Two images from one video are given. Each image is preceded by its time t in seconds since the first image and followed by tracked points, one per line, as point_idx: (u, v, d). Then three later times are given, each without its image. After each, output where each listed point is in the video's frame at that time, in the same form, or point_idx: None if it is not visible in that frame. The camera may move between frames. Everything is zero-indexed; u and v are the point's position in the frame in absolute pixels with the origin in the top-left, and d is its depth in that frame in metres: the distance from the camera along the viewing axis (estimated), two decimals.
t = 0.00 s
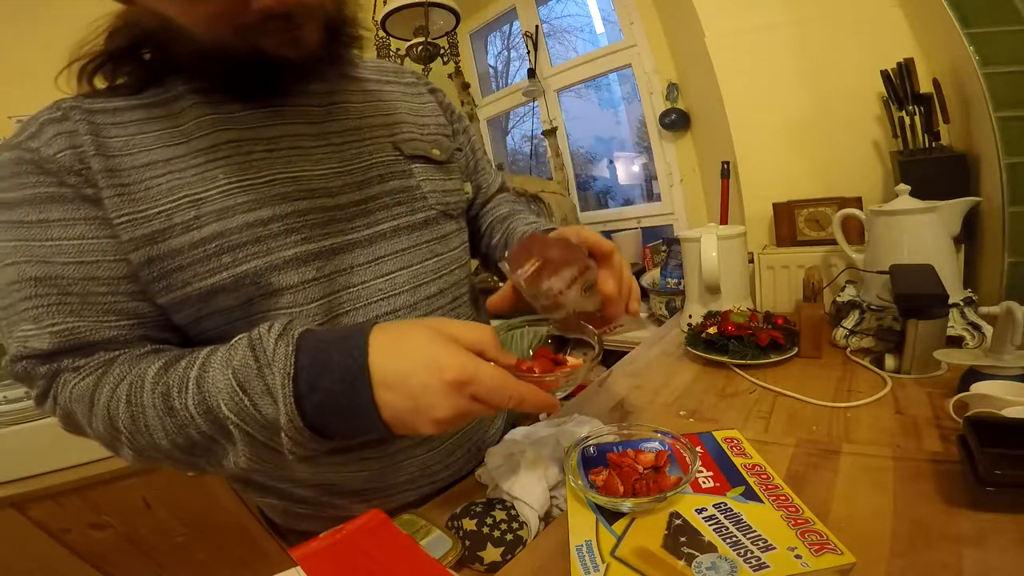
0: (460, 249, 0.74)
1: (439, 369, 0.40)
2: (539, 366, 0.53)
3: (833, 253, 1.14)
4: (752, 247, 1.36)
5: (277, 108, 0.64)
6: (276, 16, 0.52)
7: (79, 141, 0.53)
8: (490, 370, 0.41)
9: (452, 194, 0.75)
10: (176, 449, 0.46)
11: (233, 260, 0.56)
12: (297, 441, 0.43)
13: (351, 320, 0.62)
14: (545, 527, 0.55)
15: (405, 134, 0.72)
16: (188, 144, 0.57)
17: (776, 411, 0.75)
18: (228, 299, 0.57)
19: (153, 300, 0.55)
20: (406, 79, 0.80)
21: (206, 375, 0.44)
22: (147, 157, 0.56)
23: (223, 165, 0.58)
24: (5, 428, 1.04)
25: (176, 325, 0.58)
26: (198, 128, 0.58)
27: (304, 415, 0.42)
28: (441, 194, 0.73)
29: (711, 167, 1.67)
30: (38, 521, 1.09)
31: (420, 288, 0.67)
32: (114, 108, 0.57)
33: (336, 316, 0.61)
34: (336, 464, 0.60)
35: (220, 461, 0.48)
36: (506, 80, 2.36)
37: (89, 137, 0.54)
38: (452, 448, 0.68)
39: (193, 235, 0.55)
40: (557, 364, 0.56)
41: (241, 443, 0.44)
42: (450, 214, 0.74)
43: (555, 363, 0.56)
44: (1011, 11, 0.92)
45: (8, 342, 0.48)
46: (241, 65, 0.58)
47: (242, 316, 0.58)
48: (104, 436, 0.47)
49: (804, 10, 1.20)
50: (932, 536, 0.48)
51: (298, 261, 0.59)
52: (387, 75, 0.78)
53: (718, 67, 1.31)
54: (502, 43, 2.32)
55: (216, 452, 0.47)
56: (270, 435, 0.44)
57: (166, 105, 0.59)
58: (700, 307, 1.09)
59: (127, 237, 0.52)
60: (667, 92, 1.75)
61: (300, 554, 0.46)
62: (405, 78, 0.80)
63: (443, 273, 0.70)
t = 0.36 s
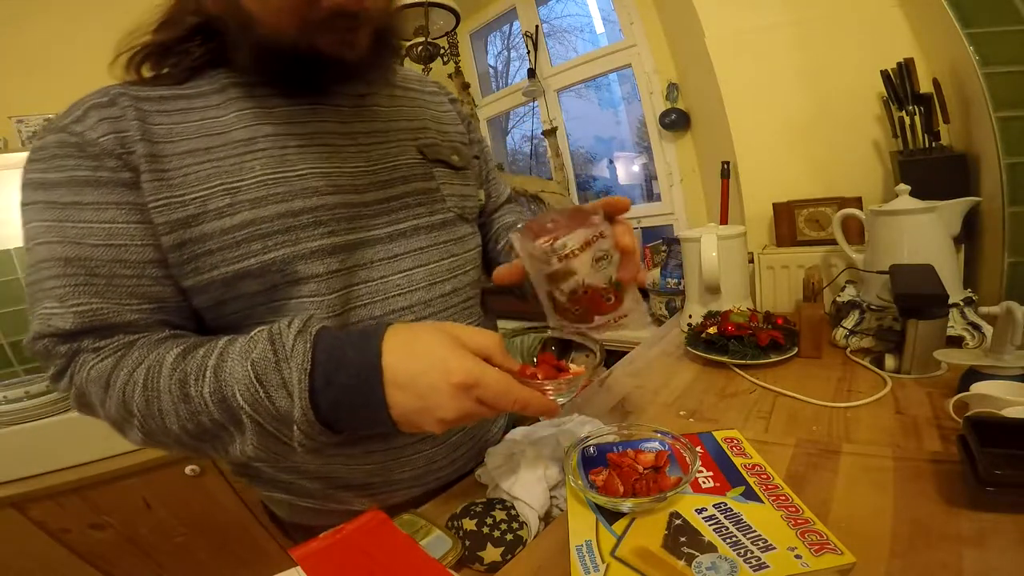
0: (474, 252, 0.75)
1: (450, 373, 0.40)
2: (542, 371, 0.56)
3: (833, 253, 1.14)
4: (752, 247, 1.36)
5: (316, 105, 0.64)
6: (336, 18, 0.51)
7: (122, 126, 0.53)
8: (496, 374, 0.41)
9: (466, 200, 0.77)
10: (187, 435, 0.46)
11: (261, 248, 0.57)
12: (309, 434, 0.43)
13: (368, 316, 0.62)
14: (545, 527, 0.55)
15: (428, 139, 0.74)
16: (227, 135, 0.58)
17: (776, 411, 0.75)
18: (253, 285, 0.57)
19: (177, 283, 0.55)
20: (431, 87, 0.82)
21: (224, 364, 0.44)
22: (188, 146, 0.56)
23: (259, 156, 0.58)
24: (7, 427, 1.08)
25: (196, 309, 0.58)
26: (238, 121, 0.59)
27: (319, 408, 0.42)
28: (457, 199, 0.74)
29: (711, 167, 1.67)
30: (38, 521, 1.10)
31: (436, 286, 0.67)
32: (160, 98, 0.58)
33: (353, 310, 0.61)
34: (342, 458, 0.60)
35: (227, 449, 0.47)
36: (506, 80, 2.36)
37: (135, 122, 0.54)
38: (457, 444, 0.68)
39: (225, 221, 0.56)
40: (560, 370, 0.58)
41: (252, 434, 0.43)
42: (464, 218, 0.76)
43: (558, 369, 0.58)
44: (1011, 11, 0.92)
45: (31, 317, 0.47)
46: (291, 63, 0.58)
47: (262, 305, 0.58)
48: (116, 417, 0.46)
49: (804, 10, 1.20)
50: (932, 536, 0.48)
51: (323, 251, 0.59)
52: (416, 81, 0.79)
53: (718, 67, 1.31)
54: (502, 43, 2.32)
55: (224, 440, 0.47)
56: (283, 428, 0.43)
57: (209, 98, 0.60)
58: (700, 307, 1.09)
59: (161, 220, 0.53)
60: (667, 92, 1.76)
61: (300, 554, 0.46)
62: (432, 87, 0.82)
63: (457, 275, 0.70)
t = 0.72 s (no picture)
0: (487, 255, 0.74)
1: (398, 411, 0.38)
2: (517, 411, 0.52)
3: (833, 253, 1.14)
4: (752, 247, 1.36)
5: (351, 105, 0.66)
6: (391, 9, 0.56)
7: (167, 115, 0.56)
8: (448, 415, 0.38)
9: (485, 206, 0.77)
10: (172, 418, 0.47)
11: (281, 233, 0.57)
12: (271, 439, 0.43)
13: (377, 313, 0.61)
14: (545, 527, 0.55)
15: (451, 145, 0.75)
16: (262, 127, 0.59)
17: (776, 411, 0.75)
18: (268, 270, 0.58)
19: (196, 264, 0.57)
20: (458, 99, 0.83)
21: (215, 351, 0.44)
22: (225, 134, 0.58)
23: (289, 148, 0.60)
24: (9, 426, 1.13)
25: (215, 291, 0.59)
26: (275, 115, 0.61)
27: (280, 416, 0.42)
28: (476, 204, 0.74)
29: (711, 166, 1.67)
30: (38, 521, 1.10)
31: (447, 285, 0.67)
32: (208, 91, 0.60)
33: (362, 305, 0.61)
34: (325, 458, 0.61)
35: (204, 437, 0.48)
36: (506, 80, 2.36)
37: (179, 111, 0.56)
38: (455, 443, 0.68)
39: (251, 206, 0.57)
40: (539, 410, 0.55)
41: (223, 428, 0.45)
42: (481, 223, 0.76)
43: (538, 409, 0.55)
44: (1011, 11, 0.92)
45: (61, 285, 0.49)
46: (338, 59, 0.62)
47: (274, 293, 0.59)
48: (116, 391, 0.47)
49: (805, 10, 1.20)
50: (932, 536, 0.48)
51: (336, 243, 0.59)
52: (446, 92, 0.81)
53: (718, 67, 1.31)
54: (502, 43, 2.32)
55: (201, 429, 0.48)
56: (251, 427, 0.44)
57: (251, 91, 0.61)
58: (700, 307, 1.09)
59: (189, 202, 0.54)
60: (667, 92, 1.76)
61: (300, 554, 0.46)
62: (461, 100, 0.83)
63: (467, 276, 0.69)
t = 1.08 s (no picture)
0: (502, 258, 0.77)
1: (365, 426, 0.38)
2: (511, 450, 0.51)
3: (833, 253, 1.14)
4: (752, 247, 1.36)
5: (399, 107, 0.71)
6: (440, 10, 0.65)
7: (239, 101, 0.60)
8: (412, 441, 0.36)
9: (507, 214, 0.80)
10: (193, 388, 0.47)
11: (323, 212, 0.61)
12: (275, 429, 0.44)
13: (402, 298, 0.63)
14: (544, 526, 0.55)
15: (481, 153, 0.79)
16: (318, 120, 0.64)
17: (776, 411, 0.75)
18: (305, 246, 0.60)
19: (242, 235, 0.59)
20: (491, 118, 0.88)
21: (242, 331, 0.45)
22: (286, 122, 0.62)
23: (340, 140, 0.64)
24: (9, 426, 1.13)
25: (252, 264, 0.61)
26: (331, 110, 0.65)
27: (284, 411, 0.43)
28: (499, 210, 0.77)
29: (711, 166, 1.67)
30: (39, 521, 1.10)
31: (467, 279, 0.69)
32: (279, 83, 0.65)
33: (389, 290, 0.63)
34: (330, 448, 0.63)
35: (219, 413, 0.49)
36: (506, 80, 2.35)
37: (251, 98, 0.61)
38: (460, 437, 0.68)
39: (302, 185, 0.60)
40: (539, 451, 0.51)
41: (236, 408, 0.46)
42: (502, 229, 0.78)
43: (538, 448, 0.51)
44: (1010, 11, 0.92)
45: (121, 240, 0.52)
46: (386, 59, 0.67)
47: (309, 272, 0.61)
48: (150, 354, 0.48)
49: (805, 10, 1.20)
50: (932, 536, 0.48)
51: (369, 227, 0.62)
52: (480, 111, 0.86)
53: (718, 66, 1.31)
54: (502, 43, 2.32)
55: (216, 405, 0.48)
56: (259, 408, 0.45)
57: (312, 87, 0.66)
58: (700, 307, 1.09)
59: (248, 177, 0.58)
60: (667, 92, 1.76)
61: (300, 554, 0.46)
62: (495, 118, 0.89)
63: (483, 273, 0.71)
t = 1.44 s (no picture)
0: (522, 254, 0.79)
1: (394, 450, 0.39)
2: (535, 472, 0.47)
3: (833, 253, 1.14)
4: (752, 248, 1.36)
5: (435, 107, 0.75)
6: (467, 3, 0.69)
7: (292, 100, 0.64)
8: (436, 464, 0.37)
9: (530, 213, 0.82)
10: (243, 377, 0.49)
11: (364, 202, 0.64)
12: (325, 431, 0.45)
13: (429, 285, 0.67)
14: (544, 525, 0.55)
15: (506, 153, 0.82)
16: (361, 117, 0.67)
17: (776, 411, 0.75)
18: (345, 234, 0.63)
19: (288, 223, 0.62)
20: (516, 121, 0.91)
21: (295, 335, 0.46)
22: (333, 119, 0.66)
23: (382, 135, 0.67)
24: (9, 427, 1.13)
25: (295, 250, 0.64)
26: (373, 108, 0.68)
27: (332, 417, 0.43)
28: (522, 209, 0.79)
29: (711, 166, 1.67)
30: (39, 521, 1.10)
31: (489, 271, 0.71)
32: (326, 84, 0.69)
33: (417, 277, 0.66)
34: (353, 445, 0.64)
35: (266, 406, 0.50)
36: (506, 80, 2.35)
37: (302, 95, 0.65)
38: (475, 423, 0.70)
39: (346, 177, 0.63)
40: (562, 475, 0.47)
41: (285, 406, 0.47)
42: (524, 227, 0.80)
43: (561, 473, 0.47)
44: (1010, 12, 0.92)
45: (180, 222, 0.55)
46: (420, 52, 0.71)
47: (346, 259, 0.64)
48: (202, 339, 0.50)
49: (805, 10, 1.20)
50: (932, 536, 0.48)
51: (405, 218, 0.65)
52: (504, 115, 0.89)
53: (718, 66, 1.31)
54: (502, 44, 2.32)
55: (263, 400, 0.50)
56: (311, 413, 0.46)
57: (356, 89, 0.70)
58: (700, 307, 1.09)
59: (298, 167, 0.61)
60: (667, 92, 1.76)
61: (300, 554, 0.46)
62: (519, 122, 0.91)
63: (504, 267, 0.73)
